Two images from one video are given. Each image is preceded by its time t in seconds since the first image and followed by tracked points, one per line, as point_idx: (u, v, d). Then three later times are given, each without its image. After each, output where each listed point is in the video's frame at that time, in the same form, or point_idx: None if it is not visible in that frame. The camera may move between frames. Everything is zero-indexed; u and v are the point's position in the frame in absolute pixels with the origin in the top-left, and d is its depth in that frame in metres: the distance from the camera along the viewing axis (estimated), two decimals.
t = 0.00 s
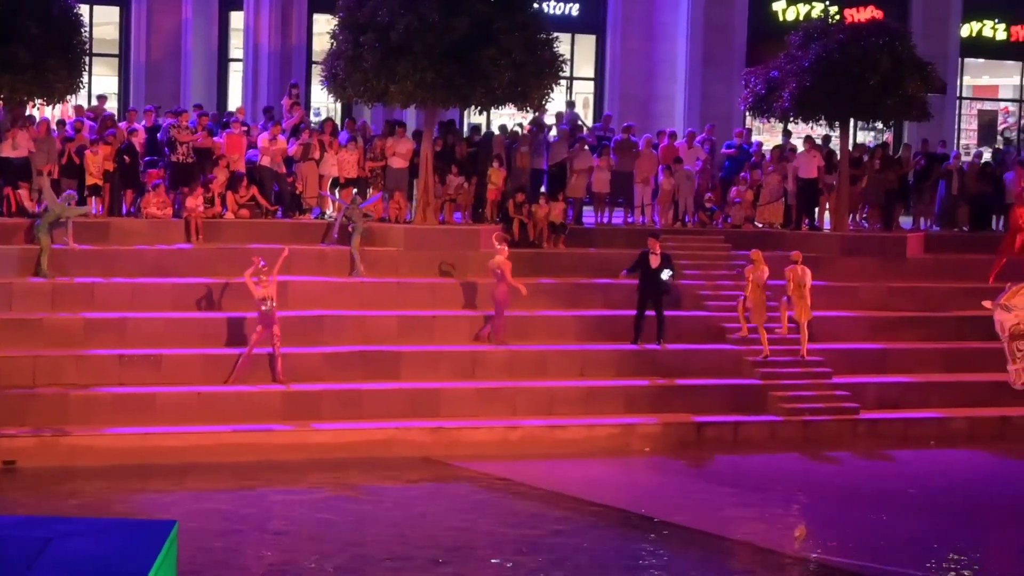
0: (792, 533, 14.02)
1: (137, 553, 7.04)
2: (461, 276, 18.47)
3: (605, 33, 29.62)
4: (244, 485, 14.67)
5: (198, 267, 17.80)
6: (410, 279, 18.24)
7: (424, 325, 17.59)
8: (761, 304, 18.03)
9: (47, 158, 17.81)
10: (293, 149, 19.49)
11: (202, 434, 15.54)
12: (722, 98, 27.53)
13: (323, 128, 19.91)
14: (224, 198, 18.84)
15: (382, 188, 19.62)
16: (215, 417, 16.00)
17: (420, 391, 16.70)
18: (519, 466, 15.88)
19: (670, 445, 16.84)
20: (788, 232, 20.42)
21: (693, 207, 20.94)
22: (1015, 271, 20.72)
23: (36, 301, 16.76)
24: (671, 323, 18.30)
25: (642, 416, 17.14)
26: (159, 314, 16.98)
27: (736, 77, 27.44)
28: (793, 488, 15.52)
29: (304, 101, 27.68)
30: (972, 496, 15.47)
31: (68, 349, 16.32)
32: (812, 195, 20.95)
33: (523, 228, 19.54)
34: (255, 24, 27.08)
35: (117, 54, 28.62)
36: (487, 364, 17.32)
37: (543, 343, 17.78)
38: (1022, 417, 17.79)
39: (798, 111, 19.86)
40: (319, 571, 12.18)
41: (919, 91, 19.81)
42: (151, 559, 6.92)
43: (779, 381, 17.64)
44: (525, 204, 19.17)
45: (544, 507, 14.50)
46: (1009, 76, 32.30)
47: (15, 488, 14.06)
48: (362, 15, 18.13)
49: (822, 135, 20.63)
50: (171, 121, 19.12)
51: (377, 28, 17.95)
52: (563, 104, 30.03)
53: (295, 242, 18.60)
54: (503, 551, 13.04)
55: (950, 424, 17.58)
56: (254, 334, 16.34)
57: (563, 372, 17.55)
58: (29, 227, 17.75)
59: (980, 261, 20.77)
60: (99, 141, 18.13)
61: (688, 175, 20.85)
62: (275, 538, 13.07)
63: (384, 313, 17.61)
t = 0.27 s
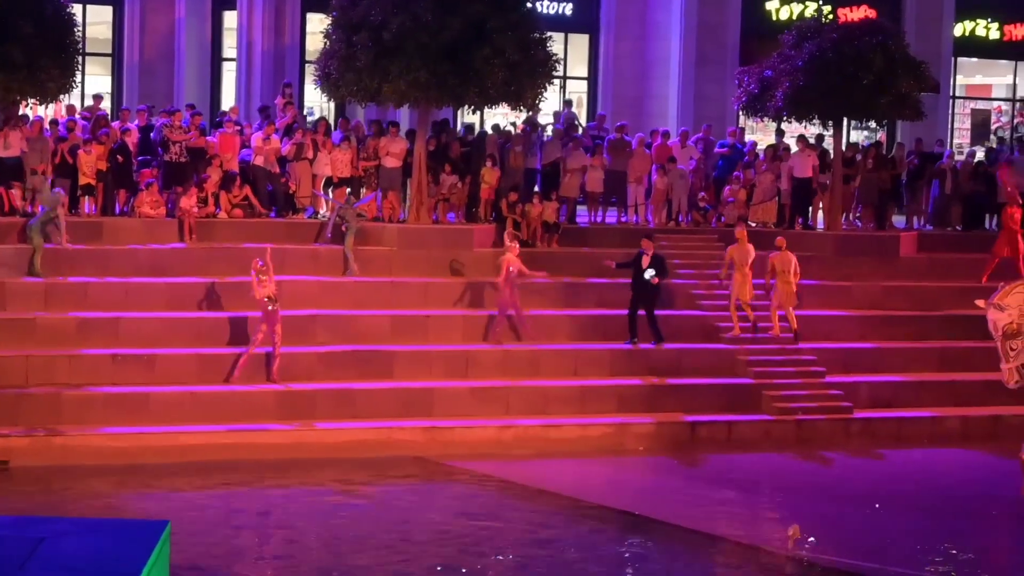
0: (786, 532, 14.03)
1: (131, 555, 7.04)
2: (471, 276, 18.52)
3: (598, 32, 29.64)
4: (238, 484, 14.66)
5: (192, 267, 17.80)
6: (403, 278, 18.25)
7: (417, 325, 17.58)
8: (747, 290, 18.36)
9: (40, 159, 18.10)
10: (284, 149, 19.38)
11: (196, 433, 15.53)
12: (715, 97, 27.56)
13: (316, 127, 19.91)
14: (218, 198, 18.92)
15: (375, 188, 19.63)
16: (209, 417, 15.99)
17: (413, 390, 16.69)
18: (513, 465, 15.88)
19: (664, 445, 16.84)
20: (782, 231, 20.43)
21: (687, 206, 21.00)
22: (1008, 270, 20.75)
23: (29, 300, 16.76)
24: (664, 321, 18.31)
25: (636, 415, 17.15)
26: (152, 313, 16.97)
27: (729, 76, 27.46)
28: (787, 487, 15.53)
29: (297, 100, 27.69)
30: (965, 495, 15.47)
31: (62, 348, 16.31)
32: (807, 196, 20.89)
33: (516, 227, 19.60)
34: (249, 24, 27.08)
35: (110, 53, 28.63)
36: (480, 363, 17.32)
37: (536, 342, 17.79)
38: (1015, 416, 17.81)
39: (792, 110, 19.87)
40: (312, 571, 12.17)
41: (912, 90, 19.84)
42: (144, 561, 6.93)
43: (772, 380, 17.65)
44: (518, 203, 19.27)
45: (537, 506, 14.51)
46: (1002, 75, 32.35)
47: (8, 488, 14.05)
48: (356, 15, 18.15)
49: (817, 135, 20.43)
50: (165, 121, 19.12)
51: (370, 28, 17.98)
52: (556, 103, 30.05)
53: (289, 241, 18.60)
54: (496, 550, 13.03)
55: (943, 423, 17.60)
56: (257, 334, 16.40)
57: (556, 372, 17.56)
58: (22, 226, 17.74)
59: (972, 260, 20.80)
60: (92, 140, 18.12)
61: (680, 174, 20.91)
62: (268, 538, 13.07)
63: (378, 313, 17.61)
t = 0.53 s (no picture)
0: (782, 531, 14.03)
1: (126, 554, 7.04)
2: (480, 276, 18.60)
3: (594, 32, 29.63)
4: (233, 484, 14.65)
5: (187, 266, 17.79)
6: (399, 277, 18.26)
7: (413, 324, 17.57)
8: (736, 283, 18.26)
9: (36, 157, 18.03)
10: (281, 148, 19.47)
11: (191, 433, 15.51)
12: (711, 97, 27.68)
13: (312, 127, 19.89)
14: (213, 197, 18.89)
15: (370, 187, 19.63)
16: (204, 416, 15.98)
17: (409, 389, 16.69)
18: (509, 464, 15.87)
19: (659, 444, 16.83)
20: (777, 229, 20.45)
21: (682, 206, 20.97)
22: (1002, 270, 20.77)
23: (25, 300, 16.74)
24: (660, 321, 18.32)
25: (631, 414, 17.15)
26: (148, 312, 16.95)
27: (724, 75, 27.62)
28: (782, 486, 15.54)
29: (293, 100, 27.68)
30: (961, 494, 15.48)
31: (58, 348, 16.29)
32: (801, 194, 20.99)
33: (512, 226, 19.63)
34: (245, 23, 27.07)
35: (106, 53, 28.60)
36: (476, 363, 17.31)
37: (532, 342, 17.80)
38: (1010, 415, 17.83)
39: (787, 110, 19.88)
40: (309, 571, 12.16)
41: (908, 90, 19.86)
42: (139, 561, 6.93)
43: (767, 379, 17.68)
44: (514, 202, 19.29)
45: (533, 505, 14.51)
46: (998, 75, 32.37)
47: (3, 487, 14.04)
48: (351, 14, 18.15)
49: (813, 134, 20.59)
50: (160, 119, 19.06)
51: (366, 27, 18.00)
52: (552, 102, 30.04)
53: (284, 240, 18.62)
54: (492, 549, 13.03)
55: (939, 422, 17.61)
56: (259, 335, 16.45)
57: (552, 371, 17.56)
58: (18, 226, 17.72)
59: (966, 260, 20.82)
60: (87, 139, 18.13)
61: (677, 173, 20.88)
62: (264, 538, 13.06)
63: (374, 311, 17.62)
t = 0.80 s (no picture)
0: (778, 529, 14.04)
1: (121, 554, 7.04)
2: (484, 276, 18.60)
3: (590, 31, 29.55)
4: (230, 483, 14.64)
5: (184, 265, 17.79)
6: (395, 276, 18.26)
7: (410, 323, 17.56)
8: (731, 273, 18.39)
9: (32, 156, 18.05)
10: (279, 147, 19.50)
11: (188, 432, 15.51)
12: (708, 96, 27.72)
13: (308, 126, 19.88)
14: (209, 196, 18.86)
15: (367, 186, 19.64)
16: (200, 415, 15.97)
17: (405, 388, 16.68)
18: (506, 463, 15.86)
19: (656, 443, 16.82)
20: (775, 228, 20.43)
21: (678, 205, 21.04)
22: (998, 269, 20.78)
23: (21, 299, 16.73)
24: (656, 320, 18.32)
25: (628, 413, 17.15)
26: (145, 311, 16.94)
27: (721, 73, 27.71)
28: (779, 485, 15.55)
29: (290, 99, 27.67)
30: (958, 493, 15.48)
31: (54, 347, 16.28)
32: (797, 194, 20.99)
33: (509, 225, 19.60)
34: (242, 22, 27.06)
35: (103, 52, 28.59)
36: (473, 362, 17.30)
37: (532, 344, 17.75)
38: (1007, 415, 17.84)
39: (784, 109, 19.88)
40: (306, 570, 12.15)
41: (904, 89, 19.87)
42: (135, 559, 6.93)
43: (763, 378, 17.69)
44: (511, 202, 19.28)
45: (529, 504, 14.51)
46: (994, 74, 32.38)
47: None
48: (348, 13, 18.19)
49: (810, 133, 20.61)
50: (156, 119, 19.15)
51: (363, 26, 18.03)
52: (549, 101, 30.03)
53: (281, 239, 18.64)
54: (489, 549, 13.03)
55: (935, 421, 17.63)
56: (257, 335, 16.43)
57: (549, 370, 17.56)
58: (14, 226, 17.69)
59: (962, 259, 20.84)
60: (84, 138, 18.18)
61: (674, 171, 20.91)
62: (261, 537, 13.05)
63: (371, 310, 17.63)
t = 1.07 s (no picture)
0: (774, 528, 14.04)
1: (116, 552, 7.06)
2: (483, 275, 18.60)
3: (587, 30, 29.53)
4: (226, 481, 14.64)
5: (181, 263, 17.80)
6: (392, 275, 18.27)
7: (406, 322, 17.55)
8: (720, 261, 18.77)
9: (27, 155, 18.35)
10: (274, 147, 19.53)
11: (184, 431, 15.51)
12: (705, 96, 27.59)
13: (305, 125, 19.91)
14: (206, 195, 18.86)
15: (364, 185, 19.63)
16: (197, 413, 15.97)
17: (401, 387, 16.68)
18: (502, 462, 15.86)
19: (653, 442, 16.83)
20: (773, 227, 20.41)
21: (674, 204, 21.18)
22: (995, 268, 20.78)
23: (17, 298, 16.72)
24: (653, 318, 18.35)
25: (624, 412, 17.15)
26: (141, 310, 16.93)
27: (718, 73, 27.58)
28: (775, 483, 15.55)
29: (286, 98, 27.67)
30: (954, 492, 15.49)
31: (50, 346, 16.27)
32: (793, 192, 20.94)
33: (506, 224, 19.62)
34: (238, 22, 27.06)
35: (99, 51, 28.59)
36: (469, 360, 17.30)
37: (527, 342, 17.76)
38: (1002, 413, 17.86)
39: (780, 107, 19.87)
40: (302, 569, 12.15)
41: (900, 88, 19.88)
42: (128, 558, 6.96)
43: (760, 377, 17.69)
44: (508, 201, 19.24)
45: (525, 502, 14.51)
46: (991, 73, 32.39)
47: None
48: (344, 12, 18.18)
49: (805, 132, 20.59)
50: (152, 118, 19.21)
51: (359, 25, 18.02)
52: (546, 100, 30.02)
53: (279, 238, 18.68)
54: (485, 547, 13.04)
55: (931, 420, 17.64)
56: (253, 333, 16.41)
57: (546, 369, 17.56)
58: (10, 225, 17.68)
59: (958, 257, 20.85)
60: (80, 137, 18.15)
61: (670, 171, 20.96)
62: (257, 535, 13.05)
63: (368, 309, 17.63)
